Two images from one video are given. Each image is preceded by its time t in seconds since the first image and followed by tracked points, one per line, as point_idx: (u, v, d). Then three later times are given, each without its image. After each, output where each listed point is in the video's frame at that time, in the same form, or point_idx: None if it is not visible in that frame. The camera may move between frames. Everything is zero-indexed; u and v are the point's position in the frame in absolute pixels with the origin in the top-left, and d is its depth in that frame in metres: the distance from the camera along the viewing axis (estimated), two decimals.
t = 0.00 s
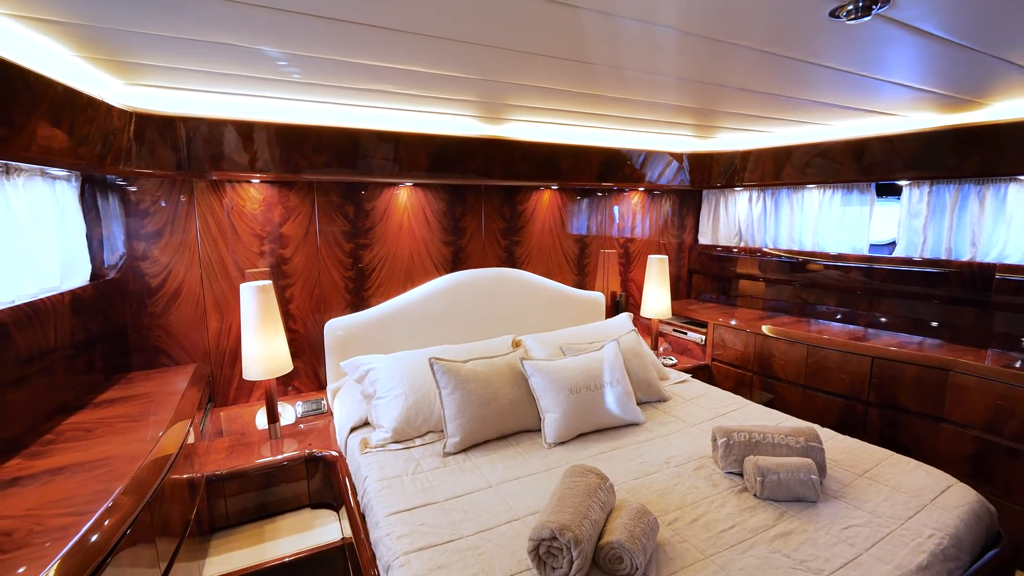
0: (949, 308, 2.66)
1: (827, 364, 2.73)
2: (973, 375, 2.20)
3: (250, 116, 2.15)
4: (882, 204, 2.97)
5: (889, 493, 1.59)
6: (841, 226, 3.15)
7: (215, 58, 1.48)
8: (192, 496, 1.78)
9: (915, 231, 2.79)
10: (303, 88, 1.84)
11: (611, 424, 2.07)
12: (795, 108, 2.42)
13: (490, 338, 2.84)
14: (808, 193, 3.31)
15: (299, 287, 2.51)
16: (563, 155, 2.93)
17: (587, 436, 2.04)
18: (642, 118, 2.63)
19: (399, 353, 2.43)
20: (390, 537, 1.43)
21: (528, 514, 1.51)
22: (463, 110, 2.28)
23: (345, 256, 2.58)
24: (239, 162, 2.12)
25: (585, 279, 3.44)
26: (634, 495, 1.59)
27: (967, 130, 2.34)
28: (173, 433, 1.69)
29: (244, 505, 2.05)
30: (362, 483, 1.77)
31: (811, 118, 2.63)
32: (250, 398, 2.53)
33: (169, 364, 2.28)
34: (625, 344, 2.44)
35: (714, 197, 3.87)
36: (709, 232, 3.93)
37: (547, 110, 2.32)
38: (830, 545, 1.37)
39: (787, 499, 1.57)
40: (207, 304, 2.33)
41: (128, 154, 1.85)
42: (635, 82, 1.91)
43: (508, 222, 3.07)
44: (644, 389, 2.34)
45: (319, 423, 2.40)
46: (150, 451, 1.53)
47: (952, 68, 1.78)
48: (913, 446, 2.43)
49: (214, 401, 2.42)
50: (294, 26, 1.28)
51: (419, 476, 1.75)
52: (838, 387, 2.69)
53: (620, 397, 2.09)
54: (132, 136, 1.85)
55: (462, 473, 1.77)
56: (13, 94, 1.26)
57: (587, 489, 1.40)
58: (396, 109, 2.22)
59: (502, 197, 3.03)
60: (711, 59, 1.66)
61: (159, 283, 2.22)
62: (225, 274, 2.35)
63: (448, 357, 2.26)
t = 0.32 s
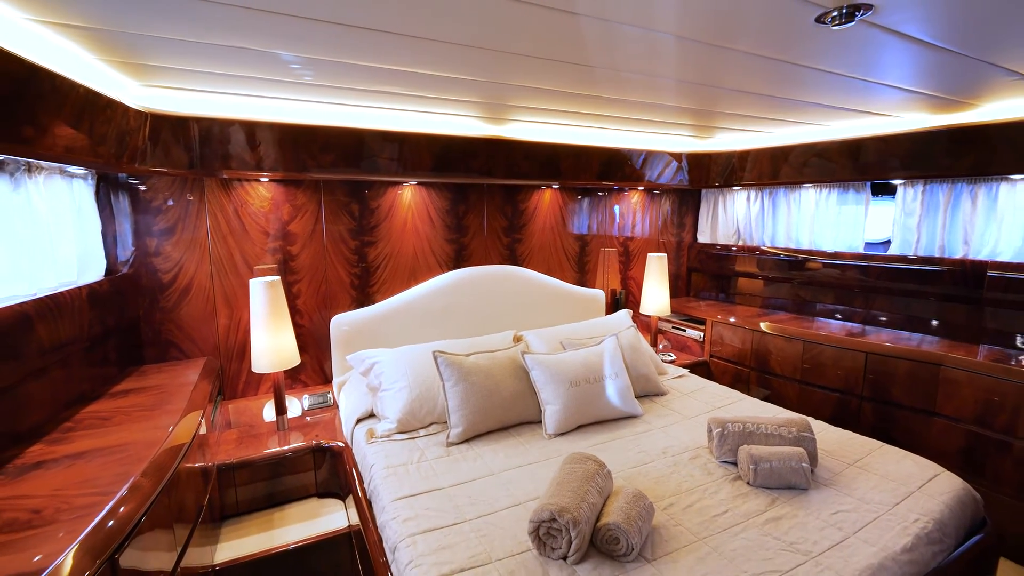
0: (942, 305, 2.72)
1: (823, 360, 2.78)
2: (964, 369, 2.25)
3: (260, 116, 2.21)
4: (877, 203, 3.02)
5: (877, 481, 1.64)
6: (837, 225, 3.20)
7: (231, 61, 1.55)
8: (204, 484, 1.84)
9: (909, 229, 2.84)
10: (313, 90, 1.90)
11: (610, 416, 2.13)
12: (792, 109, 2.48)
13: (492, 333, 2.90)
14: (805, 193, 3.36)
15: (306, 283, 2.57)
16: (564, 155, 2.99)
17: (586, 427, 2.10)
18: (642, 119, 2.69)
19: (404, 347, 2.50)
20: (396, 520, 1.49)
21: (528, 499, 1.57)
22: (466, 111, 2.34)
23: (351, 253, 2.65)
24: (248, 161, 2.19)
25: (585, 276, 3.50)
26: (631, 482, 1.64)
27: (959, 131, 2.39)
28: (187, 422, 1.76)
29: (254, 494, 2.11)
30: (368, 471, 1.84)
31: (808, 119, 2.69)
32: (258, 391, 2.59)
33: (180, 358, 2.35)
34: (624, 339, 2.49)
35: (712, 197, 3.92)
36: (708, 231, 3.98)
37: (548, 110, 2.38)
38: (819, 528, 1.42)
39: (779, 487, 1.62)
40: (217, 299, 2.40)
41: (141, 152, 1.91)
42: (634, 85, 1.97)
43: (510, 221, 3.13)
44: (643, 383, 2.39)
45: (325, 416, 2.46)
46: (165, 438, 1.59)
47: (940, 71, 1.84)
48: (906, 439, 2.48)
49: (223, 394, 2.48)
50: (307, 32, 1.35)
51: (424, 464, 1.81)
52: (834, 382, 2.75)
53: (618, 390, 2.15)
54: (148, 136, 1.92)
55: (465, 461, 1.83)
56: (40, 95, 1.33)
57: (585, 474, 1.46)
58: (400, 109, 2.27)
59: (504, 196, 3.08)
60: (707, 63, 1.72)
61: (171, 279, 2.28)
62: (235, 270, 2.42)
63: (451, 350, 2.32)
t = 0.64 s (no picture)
0: (936, 301, 2.77)
1: (818, 355, 2.84)
2: (954, 364, 2.30)
3: (269, 115, 2.27)
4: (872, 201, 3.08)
5: (867, 469, 1.70)
6: (833, 222, 3.26)
7: (244, 62, 1.61)
8: (215, 471, 1.90)
9: (903, 227, 2.90)
10: (321, 90, 1.96)
11: (609, 408, 2.19)
12: (788, 109, 2.53)
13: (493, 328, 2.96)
14: (802, 191, 3.42)
15: (312, 279, 2.63)
16: (565, 153, 3.05)
17: (586, 419, 2.16)
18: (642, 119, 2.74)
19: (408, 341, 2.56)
20: (402, 504, 1.55)
21: (529, 485, 1.63)
22: (469, 110, 2.40)
23: (356, 250, 2.71)
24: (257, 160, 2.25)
25: (586, 273, 3.55)
26: (628, 469, 1.70)
27: (952, 131, 2.44)
28: (199, 412, 1.81)
29: (263, 483, 2.17)
30: (374, 459, 1.90)
31: (803, 119, 2.74)
32: (266, 384, 2.66)
33: (189, 351, 2.41)
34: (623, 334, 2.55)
35: (711, 195, 3.98)
36: (706, 229, 4.04)
37: (549, 110, 2.44)
38: (809, 513, 1.48)
39: (772, 474, 1.68)
40: (226, 294, 2.46)
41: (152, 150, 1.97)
42: (633, 86, 2.03)
43: (512, 218, 3.19)
44: (641, 376, 2.45)
45: (331, 408, 2.52)
46: (179, 426, 1.65)
47: (930, 73, 1.89)
48: (899, 432, 2.54)
49: (231, 386, 2.54)
50: (319, 35, 1.41)
51: (428, 452, 1.87)
52: (829, 377, 2.81)
53: (617, 382, 2.21)
54: (160, 135, 1.98)
55: (467, 450, 1.89)
56: (64, 96, 1.39)
57: (584, 460, 1.52)
58: (403, 108, 2.33)
59: (505, 194, 3.14)
60: (703, 65, 1.78)
61: (181, 274, 2.34)
62: (243, 265, 2.48)
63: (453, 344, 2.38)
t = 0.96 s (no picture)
0: (931, 297, 2.81)
1: (814, 350, 2.89)
2: (947, 358, 2.35)
3: (276, 114, 2.32)
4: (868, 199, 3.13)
5: (859, 457, 1.74)
6: (830, 220, 3.30)
7: (256, 62, 1.67)
8: (225, 460, 1.96)
9: (899, 224, 2.95)
10: (329, 89, 2.01)
11: (609, 401, 2.24)
12: (786, 108, 2.57)
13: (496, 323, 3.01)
14: (799, 189, 3.46)
15: (317, 275, 2.68)
16: (566, 152, 3.09)
17: (586, 411, 2.21)
18: (643, 118, 2.79)
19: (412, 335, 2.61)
20: (409, 490, 1.60)
21: (531, 472, 1.68)
22: (472, 109, 2.45)
23: (361, 246, 2.76)
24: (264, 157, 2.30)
25: (586, 270, 3.60)
26: (627, 458, 1.75)
27: (945, 130, 2.49)
28: (209, 402, 1.86)
29: (271, 473, 2.22)
30: (380, 448, 1.95)
31: (800, 118, 2.78)
32: (272, 377, 2.71)
33: (198, 344, 2.46)
34: (623, 328, 2.60)
35: (710, 193, 4.02)
36: (706, 226, 4.08)
37: (551, 109, 2.49)
38: (803, 498, 1.52)
39: (767, 463, 1.73)
40: (234, 288, 2.51)
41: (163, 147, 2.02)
42: (635, 85, 2.07)
43: (513, 216, 3.23)
44: (641, 370, 2.49)
45: (336, 401, 2.57)
46: (192, 415, 1.70)
47: (924, 74, 1.94)
48: (894, 425, 2.58)
49: (239, 379, 2.60)
50: (329, 35, 1.46)
51: (432, 442, 1.92)
52: (825, 371, 2.85)
53: (617, 375, 2.26)
54: (171, 133, 2.03)
55: (470, 439, 1.94)
56: (83, 95, 1.44)
57: (584, 448, 1.56)
58: (407, 107, 2.38)
59: (507, 191, 3.19)
60: (702, 65, 1.83)
61: (190, 269, 2.40)
62: (250, 261, 2.53)
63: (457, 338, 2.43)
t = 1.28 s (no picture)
0: (927, 293, 2.86)
1: (812, 344, 2.94)
2: (942, 351, 2.39)
3: (284, 113, 2.37)
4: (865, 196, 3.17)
5: (853, 446, 1.79)
6: (828, 217, 3.35)
7: (267, 62, 1.72)
8: (235, 450, 2.01)
9: (895, 221, 3.01)
10: (336, 88, 2.07)
11: (609, 393, 2.29)
12: (784, 106, 2.62)
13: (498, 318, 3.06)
14: (797, 187, 3.51)
15: (324, 271, 2.73)
16: (567, 150, 3.14)
17: (587, 403, 2.26)
18: (643, 116, 2.83)
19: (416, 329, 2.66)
20: (415, 477, 1.65)
21: (533, 460, 1.73)
22: (474, 108, 2.50)
23: (366, 243, 2.81)
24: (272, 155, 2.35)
25: (587, 267, 3.65)
26: (628, 446, 1.80)
27: (940, 128, 2.53)
28: (220, 394, 1.91)
29: (279, 464, 2.27)
30: (386, 438, 2.00)
31: (798, 116, 2.83)
32: (279, 371, 2.76)
33: (207, 339, 2.51)
34: (623, 323, 2.65)
35: (710, 191, 4.07)
36: (705, 224, 4.13)
37: (552, 108, 2.53)
38: (797, 484, 1.57)
39: (764, 452, 1.77)
40: (242, 284, 2.56)
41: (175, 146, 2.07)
42: (635, 84, 2.12)
43: (515, 213, 3.28)
44: (642, 364, 2.54)
45: (342, 394, 2.62)
46: (204, 405, 1.75)
47: (917, 73, 1.98)
48: (891, 417, 2.63)
49: (247, 373, 2.65)
50: (339, 36, 1.51)
51: (438, 432, 1.98)
52: (823, 365, 2.90)
53: (617, 368, 2.30)
54: (183, 131, 2.09)
55: (474, 430, 1.99)
56: (101, 94, 1.50)
57: (586, 436, 1.61)
58: (412, 106, 2.43)
59: (509, 189, 3.23)
60: (701, 64, 1.88)
61: (200, 264, 2.45)
62: (257, 257, 2.58)
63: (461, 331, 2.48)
